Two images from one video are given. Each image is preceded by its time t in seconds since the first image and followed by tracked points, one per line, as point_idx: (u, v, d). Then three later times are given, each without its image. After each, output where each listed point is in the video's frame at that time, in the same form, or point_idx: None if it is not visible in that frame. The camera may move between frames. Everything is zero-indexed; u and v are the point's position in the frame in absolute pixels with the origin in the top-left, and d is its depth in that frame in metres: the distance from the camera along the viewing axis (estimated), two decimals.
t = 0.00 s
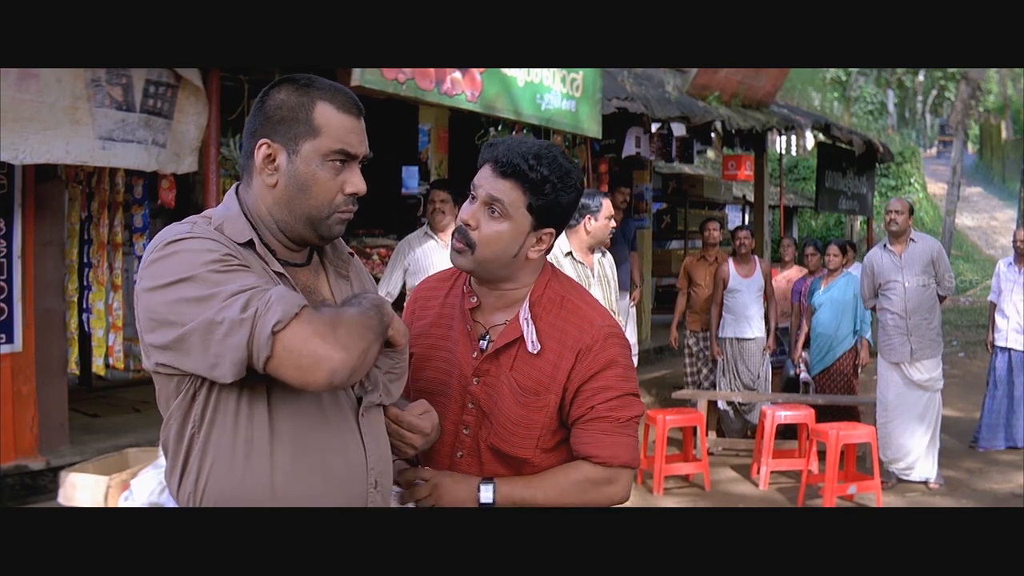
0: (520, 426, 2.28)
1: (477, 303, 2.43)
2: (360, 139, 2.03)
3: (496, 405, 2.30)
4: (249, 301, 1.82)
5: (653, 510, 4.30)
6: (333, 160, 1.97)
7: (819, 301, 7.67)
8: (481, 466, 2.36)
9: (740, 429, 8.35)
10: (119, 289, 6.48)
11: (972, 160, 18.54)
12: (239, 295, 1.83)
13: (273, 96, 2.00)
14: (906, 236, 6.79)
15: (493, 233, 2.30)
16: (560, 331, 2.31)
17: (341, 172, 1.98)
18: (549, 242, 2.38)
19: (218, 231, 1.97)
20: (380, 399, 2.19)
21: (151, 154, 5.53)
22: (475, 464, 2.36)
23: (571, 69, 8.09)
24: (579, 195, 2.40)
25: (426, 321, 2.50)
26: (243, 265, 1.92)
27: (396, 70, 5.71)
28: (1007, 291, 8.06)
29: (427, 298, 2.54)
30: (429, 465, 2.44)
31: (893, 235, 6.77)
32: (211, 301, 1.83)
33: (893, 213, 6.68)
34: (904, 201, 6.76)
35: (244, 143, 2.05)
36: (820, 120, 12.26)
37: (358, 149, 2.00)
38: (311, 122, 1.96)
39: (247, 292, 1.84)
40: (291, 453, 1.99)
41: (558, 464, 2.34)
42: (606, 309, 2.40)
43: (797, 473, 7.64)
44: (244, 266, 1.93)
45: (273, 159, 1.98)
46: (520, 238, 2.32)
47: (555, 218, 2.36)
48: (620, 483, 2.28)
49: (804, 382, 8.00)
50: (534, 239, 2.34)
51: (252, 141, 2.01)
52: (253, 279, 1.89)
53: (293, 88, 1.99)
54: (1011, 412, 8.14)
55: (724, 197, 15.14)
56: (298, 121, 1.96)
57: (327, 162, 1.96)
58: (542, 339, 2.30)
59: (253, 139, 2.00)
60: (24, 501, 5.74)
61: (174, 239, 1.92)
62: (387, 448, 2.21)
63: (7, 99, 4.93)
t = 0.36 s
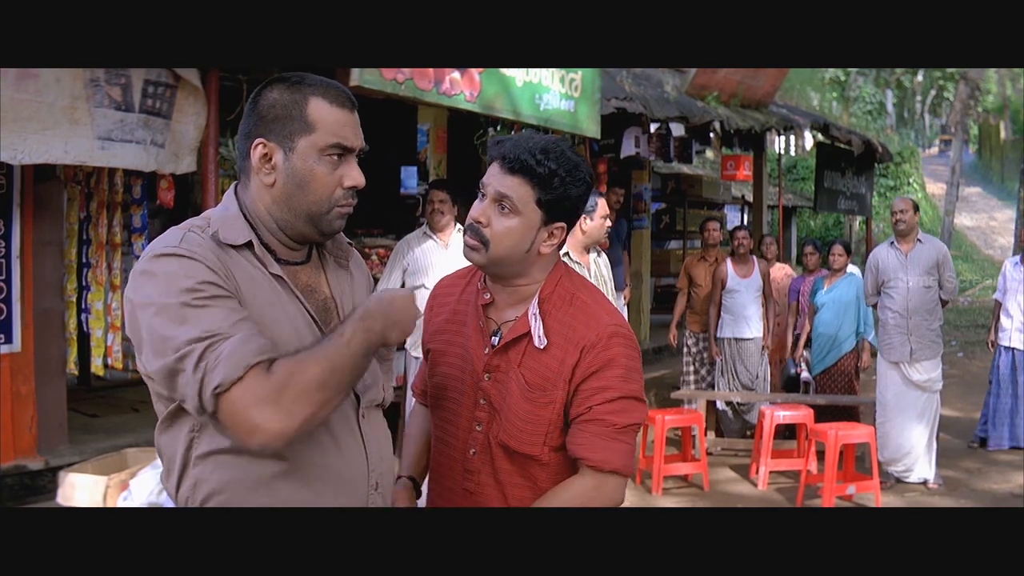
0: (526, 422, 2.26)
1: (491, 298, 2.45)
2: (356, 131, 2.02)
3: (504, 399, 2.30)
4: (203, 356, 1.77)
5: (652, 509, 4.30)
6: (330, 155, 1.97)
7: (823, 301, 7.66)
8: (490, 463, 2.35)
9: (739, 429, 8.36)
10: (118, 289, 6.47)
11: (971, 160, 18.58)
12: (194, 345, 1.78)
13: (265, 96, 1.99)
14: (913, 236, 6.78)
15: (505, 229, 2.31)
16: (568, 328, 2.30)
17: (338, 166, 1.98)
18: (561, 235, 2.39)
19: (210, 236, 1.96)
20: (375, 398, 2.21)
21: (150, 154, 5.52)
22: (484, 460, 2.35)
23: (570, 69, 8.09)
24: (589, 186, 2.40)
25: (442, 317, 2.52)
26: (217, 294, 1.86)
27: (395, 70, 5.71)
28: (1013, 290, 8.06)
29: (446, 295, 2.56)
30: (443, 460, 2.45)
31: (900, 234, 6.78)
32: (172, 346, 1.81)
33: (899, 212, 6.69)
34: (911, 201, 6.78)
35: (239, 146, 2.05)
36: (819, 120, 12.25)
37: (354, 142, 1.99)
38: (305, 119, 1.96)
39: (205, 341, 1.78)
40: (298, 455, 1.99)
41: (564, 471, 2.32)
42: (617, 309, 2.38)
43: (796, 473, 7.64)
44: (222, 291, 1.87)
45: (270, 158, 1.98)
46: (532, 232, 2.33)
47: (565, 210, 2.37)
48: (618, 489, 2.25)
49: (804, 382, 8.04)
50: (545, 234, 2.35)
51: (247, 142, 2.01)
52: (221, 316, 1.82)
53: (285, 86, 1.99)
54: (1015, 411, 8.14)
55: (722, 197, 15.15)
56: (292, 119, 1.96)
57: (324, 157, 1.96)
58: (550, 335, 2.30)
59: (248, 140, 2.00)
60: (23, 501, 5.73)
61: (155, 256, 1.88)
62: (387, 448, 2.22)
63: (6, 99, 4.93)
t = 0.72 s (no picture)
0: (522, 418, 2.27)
1: (504, 296, 2.47)
2: (365, 160, 1.99)
3: (505, 390, 2.32)
4: (133, 381, 1.79)
5: (652, 509, 4.30)
6: (330, 176, 1.95)
7: (829, 301, 7.66)
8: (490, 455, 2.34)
9: (737, 429, 8.37)
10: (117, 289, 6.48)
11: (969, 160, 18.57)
12: (128, 371, 1.80)
13: (294, 96, 1.99)
14: (919, 236, 6.77)
15: (520, 232, 2.32)
16: (566, 323, 2.29)
17: (337, 190, 1.97)
18: (574, 232, 2.40)
19: (211, 234, 1.96)
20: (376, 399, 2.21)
21: (149, 154, 5.52)
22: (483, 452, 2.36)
23: (569, 69, 8.09)
24: (596, 183, 2.41)
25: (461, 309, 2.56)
26: (181, 319, 1.81)
27: (393, 70, 5.71)
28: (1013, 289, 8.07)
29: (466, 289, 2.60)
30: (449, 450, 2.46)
31: (907, 234, 6.76)
32: (117, 356, 1.83)
33: (906, 212, 6.65)
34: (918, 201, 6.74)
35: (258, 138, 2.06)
36: (818, 120, 12.25)
37: (360, 170, 1.98)
38: (320, 133, 1.94)
39: (140, 370, 1.79)
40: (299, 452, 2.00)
41: (559, 467, 2.30)
42: (622, 309, 2.34)
43: (794, 473, 7.65)
44: (186, 317, 1.82)
45: (277, 158, 1.98)
46: (547, 232, 2.34)
47: (576, 207, 2.38)
48: (591, 493, 2.23)
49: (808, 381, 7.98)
50: (560, 231, 2.36)
51: (266, 136, 2.01)
52: (167, 350, 1.79)
53: (317, 93, 1.98)
54: (1013, 410, 8.16)
55: (721, 197, 15.16)
56: (309, 128, 1.95)
57: (324, 177, 1.95)
58: (550, 331, 2.29)
59: (265, 136, 2.00)
60: (22, 501, 5.74)
61: (145, 259, 1.86)
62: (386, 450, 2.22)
63: (4, 99, 4.92)
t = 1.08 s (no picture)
0: (531, 394, 2.27)
1: (496, 280, 2.49)
2: (370, 165, 1.99)
3: (509, 370, 2.32)
4: (132, 395, 1.80)
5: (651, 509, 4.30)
6: (335, 179, 1.95)
7: (837, 300, 7.67)
8: (497, 437, 2.32)
9: (735, 429, 8.38)
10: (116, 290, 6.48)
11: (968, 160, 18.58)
12: (127, 384, 1.80)
13: (299, 99, 1.99)
14: (922, 237, 6.76)
15: (510, 225, 2.33)
16: (574, 298, 2.31)
17: (342, 194, 1.97)
18: (560, 211, 2.40)
19: (210, 240, 1.95)
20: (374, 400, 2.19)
21: (148, 154, 5.52)
22: (488, 436, 2.33)
23: (568, 70, 8.09)
24: (570, 157, 2.40)
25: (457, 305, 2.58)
26: (179, 333, 1.81)
27: (392, 71, 5.71)
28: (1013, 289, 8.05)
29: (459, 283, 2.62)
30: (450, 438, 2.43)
31: (910, 235, 6.74)
32: (116, 369, 1.83)
33: (910, 213, 6.66)
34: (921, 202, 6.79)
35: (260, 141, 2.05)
36: (817, 120, 12.26)
37: (364, 175, 1.98)
38: (325, 137, 1.95)
39: (139, 384, 1.79)
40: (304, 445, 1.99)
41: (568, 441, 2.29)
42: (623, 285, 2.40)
43: (793, 473, 7.65)
44: (187, 330, 1.82)
45: (281, 161, 1.98)
46: (533, 218, 2.35)
47: (558, 186, 2.38)
48: (623, 458, 2.19)
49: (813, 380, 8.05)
50: (545, 212, 2.37)
51: (269, 138, 2.01)
52: (165, 364, 1.79)
53: (321, 96, 1.99)
54: (1012, 410, 8.17)
55: (720, 197, 15.15)
56: (313, 132, 1.95)
57: (329, 180, 1.95)
58: (554, 309, 2.31)
59: (269, 138, 2.00)
60: (22, 501, 5.73)
61: (145, 269, 1.86)
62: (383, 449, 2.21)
63: (3, 99, 4.92)
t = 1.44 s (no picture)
0: (500, 421, 2.29)
1: (459, 297, 2.45)
2: (361, 160, 1.99)
3: (478, 398, 2.32)
4: (137, 404, 1.80)
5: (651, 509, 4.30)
6: (328, 176, 1.95)
7: (841, 300, 7.68)
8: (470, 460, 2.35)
9: (735, 429, 8.39)
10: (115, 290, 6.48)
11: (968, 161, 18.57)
12: (131, 392, 1.80)
13: (287, 98, 1.98)
14: (926, 239, 6.74)
15: (473, 241, 2.32)
16: (538, 322, 2.30)
17: (336, 190, 1.97)
18: (524, 232, 2.39)
19: (208, 243, 1.95)
20: (377, 400, 2.18)
21: (148, 154, 5.52)
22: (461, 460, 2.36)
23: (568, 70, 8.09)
24: (541, 178, 2.39)
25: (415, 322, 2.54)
26: (183, 339, 1.81)
27: (392, 71, 5.72)
28: (1007, 290, 8.13)
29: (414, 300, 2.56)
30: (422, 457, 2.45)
31: (914, 236, 6.73)
32: (119, 376, 1.83)
33: (914, 215, 6.65)
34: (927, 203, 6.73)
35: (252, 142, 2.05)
36: (817, 120, 12.26)
37: (357, 170, 1.98)
38: (315, 134, 1.94)
39: (143, 393, 1.79)
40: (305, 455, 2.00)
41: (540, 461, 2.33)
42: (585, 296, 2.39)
43: (793, 473, 7.66)
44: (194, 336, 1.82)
45: (274, 161, 1.97)
46: (498, 236, 2.33)
47: (525, 207, 2.37)
48: (593, 478, 2.26)
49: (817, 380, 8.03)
50: (509, 232, 2.36)
51: (261, 138, 2.00)
52: (170, 372, 1.79)
53: (309, 94, 1.98)
54: (1009, 411, 8.17)
55: (720, 197, 15.16)
56: (304, 130, 1.95)
57: (322, 177, 1.95)
58: (519, 334, 2.30)
59: (260, 137, 2.00)
60: (21, 501, 5.74)
61: (144, 275, 1.85)
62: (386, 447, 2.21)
63: (3, 98, 4.91)
